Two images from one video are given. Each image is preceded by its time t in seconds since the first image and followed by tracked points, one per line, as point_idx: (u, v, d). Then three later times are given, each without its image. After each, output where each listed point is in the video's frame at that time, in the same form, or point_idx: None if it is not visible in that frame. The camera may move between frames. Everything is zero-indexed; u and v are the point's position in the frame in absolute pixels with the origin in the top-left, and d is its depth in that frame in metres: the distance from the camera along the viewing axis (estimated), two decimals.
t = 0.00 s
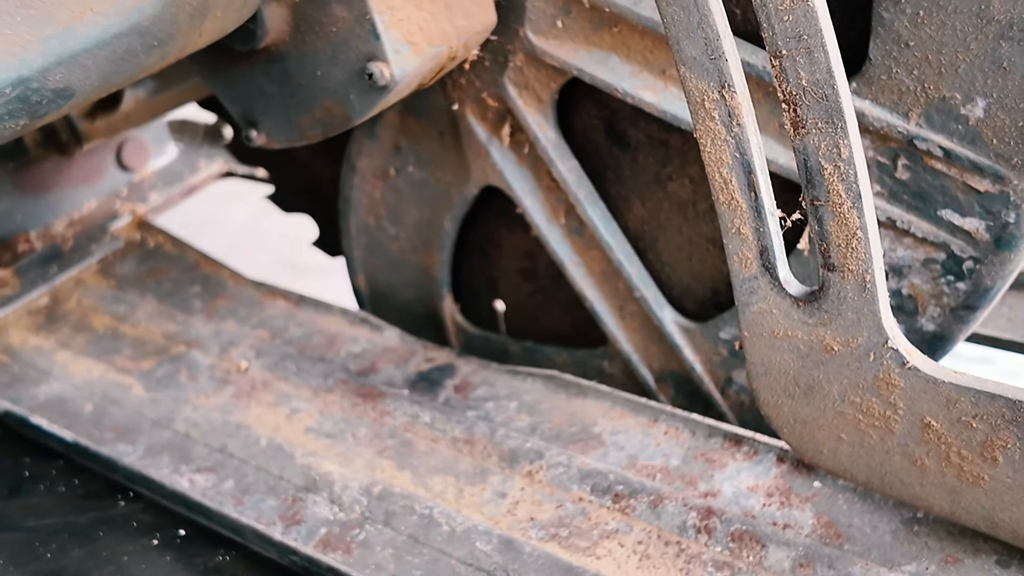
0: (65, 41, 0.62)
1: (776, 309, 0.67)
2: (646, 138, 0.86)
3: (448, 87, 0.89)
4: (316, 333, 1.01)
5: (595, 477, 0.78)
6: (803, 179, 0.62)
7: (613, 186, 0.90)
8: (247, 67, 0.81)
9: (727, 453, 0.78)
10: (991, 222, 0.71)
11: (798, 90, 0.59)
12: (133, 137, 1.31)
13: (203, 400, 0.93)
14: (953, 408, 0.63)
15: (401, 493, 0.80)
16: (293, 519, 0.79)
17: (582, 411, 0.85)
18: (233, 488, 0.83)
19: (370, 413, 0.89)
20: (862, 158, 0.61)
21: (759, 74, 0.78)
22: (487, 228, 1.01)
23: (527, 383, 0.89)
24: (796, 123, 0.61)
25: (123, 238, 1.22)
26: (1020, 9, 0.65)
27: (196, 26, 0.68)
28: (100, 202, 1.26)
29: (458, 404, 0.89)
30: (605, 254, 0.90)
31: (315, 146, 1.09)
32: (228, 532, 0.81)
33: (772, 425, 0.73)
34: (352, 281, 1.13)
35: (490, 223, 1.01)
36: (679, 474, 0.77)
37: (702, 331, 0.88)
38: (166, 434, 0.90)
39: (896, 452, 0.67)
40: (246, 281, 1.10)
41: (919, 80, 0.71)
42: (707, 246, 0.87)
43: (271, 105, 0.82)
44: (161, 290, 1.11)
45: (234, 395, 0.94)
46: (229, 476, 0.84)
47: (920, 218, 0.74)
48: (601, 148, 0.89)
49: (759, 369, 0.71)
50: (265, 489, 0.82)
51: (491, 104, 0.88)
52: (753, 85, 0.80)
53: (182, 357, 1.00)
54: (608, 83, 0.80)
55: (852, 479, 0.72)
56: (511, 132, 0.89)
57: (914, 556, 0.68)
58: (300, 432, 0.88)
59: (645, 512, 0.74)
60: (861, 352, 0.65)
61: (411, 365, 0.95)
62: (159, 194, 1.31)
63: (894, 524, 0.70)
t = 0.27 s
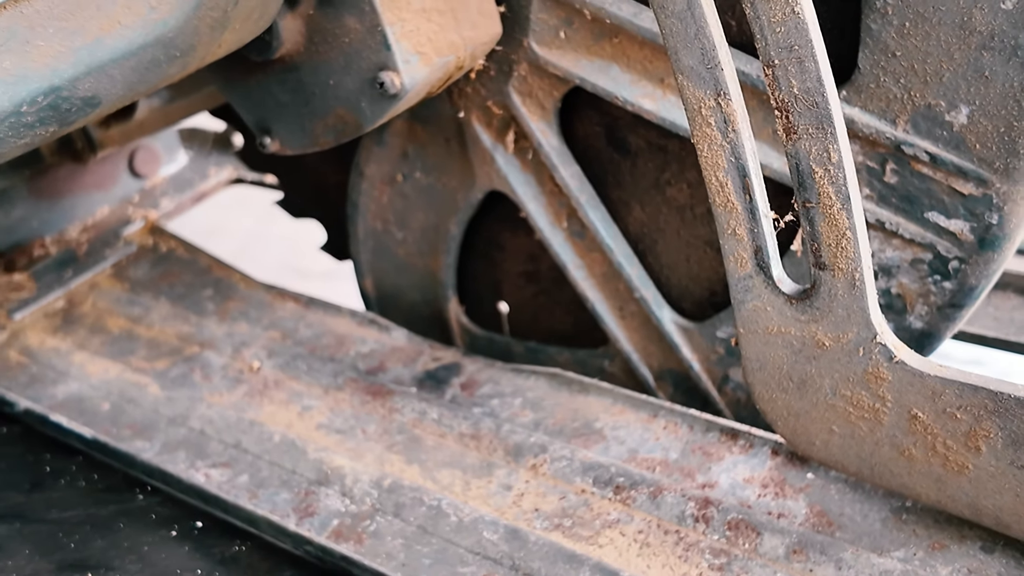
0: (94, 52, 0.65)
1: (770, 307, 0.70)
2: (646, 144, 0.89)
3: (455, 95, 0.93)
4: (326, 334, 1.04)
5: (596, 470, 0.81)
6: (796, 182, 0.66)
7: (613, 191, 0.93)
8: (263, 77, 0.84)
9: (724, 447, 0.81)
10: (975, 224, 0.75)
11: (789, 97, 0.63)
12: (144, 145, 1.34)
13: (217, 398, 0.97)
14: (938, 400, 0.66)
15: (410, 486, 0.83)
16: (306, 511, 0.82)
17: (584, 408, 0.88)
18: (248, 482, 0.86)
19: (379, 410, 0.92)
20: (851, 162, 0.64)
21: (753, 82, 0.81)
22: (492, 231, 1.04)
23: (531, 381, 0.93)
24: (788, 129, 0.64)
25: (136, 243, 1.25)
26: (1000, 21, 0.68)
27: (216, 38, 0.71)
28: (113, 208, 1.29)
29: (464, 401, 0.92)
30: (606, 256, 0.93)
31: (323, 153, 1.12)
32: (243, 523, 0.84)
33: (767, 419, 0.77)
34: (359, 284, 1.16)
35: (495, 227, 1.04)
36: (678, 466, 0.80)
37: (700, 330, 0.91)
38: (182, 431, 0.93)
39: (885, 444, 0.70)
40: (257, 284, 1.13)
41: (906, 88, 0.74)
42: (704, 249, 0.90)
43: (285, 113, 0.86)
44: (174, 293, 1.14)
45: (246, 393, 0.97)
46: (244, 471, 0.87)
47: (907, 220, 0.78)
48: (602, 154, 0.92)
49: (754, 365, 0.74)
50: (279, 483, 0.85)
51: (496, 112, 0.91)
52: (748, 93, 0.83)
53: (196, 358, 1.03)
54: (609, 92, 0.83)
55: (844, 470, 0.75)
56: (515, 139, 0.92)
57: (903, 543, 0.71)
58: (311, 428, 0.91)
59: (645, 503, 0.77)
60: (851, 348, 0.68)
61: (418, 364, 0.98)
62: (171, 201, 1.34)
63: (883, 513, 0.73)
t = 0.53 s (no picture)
0: (114, 60, 0.67)
1: (766, 306, 0.73)
2: (645, 149, 0.92)
3: (460, 102, 0.95)
4: (333, 335, 1.06)
5: (598, 466, 0.83)
6: (790, 185, 0.68)
7: (614, 195, 0.96)
8: (273, 84, 0.87)
9: (721, 443, 0.84)
10: (964, 226, 0.77)
11: (784, 103, 0.65)
12: (152, 151, 1.36)
13: (227, 397, 0.99)
14: (929, 395, 0.69)
15: (417, 481, 0.85)
16: (315, 506, 0.84)
17: (585, 406, 0.90)
18: (258, 478, 0.88)
19: (385, 408, 0.94)
20: (843, 165, 0.67)
21: (749, 89, 0.84)
22: (495, 235, 1.07)
23: (533, 380, 0.95)
24: (783, 134, 0.67)
25: (145, 247, 1.28)
26: (987, 30, 0.71)
27: (229, 46, 0.74)
28: (122, 213, 1.31)
29: (468, 399, 0.94)
30: (606, 258, 0.95)
31: (329, 159, 1.15)
32: (254, 518, 0.86)
33: (764, 415, 0.79)
34: (365, 287, 1.18)
35: (498, 230, 1.06)
36: (677, 462, 0.82)
37: (698, 330, 0.94)
38: (193, 429, 0.95)
39: (878, 438, 0.73)
40: (264, 287, 1.16)
41: (897, 94, 0.77)
42: (702, 251, 0.93)
43: (295, 119, 0.88)
44: (183, 295, 1.17)
45: (256, 392, 0.99)
46: (254, 468, 0.89)
47: (899, 222, 0.80)
48: (603, 159, 0.95)
49: (751, 362, 0.76)
50: (288, 479, 0.87)
51: (500, 118, 0.94)
52: (745, 100, 0.86)
53: (206, 358, 1.05)
54: (610, 98, 0.85)
55: (838, 464, 0.77)
56: (518, 144, 0.95)
57: (895, 535, 0.73)
58: (319, 426, 0.93)
59: (645, 497, 0.80)
60: (844, 345, 0.71)
61: (424, 364, 1.00)
62: (179, 206, 1.37)
63: (876, 506, 0.75)
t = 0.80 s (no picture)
0: (138, 68, 0.70)
1: (765, 305, 0.75)
2: (647, 154, 0.95)
3: (467, 108, 0.98)
4: (342, 336, 1.09)
5: (602, 461, 0.86)
6: (788, 189, 0.71)
7: (616, 199, 0.99)
8: (286, 92, 0.89)
9: (721, 439, 0.86)
10: (955, 228, 0.79)
11: (782, 110, 0.68)
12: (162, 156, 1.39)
13: (239, 397, 1.01)
14: (921, 391, 0.71)
15: (427, 477, 0.87)
16: (327, 501, 0.86)
17: (589, 404, 0.93)
18: (270, 474, 0.90)
19: (394, 406, 0.97)
20: (839, 169, 0.69)
21: (747, 96, 0.86)
22: (499, 238, 1.09)
23: (538, 379, 0.98)
24: (781, 139, 0.69)
25: (156, 251, 1.30)
26: (977, 40, 0.73)
27: (246, 55, 0.77)
28: (133, 217, 1.34)
29: (475, 398, 0.97)
30: (609, 260, 0.98)
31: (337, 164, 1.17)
32: (267, 512, 0.88)
33: (763, 411, 0.81)
34: (372, 289, 1.21)
35: (502, 234, 1.09)
36: (679, 457, 0.85)
37: (698, 330, 0.96)
38: (207, 427, 0.98)
39: (873, 433, 0.75)
40: (274, 289, 1.18)
41: (890, 101, 0.80)
42: (702, 253, 0.95)
43: (307, 125, 0.91)
44: (194, 298, 1.19)
45: (267, 392, 1.02)
46: (267, 464, 0.92)
47: (893, 225, 0.83)
48: (605, 164, 0.97)
49: (750, 360, 0.79)
50: (300, 475, 0.90)
51: (506, 124, 0.97)
52: (743, 106, 0.88)
53: (218, 359, 1.08)
54: (613, 105, 0.88)
55: (834, 458, 0.79)
56: (523, 149, 0.98)
57: (889, 526, 0.75)
58: (330, 424, 0.96)
59: (648, 491, 0.82)
60: (840, 343, 0.73)
61: (431, 364, 1.03)
62: (189, 210, 1.39)
63: (871, 499, 0.78)
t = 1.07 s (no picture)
0: (170, 78, 0.73)
1: (766, 304, 0.79)
2: (652, 160, 0.98)
3: (478, 116, 1.02)
4: (356, 336, 1.12)
5: (610, 455, 0.89)
6: (789, 192, 0.74)
7: (622, 203, 1.02)
8: (306, 100, 0.93)
9: (724, 433, 0.89)
10: (948, 230, 0.83)
11: (783, 117, 0.72)
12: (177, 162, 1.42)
13: (258, 394, 1.05)
14: (916, 385, 0.75)
15: (441, 470, 0.91)
16: (345, 493, 0.90)
17: (597, 400, 0.96)
18: (290, 468, 0.94)
19: (408, 403, 1.00)
20: (837, 174, 0.73)
21: (750, 104, 0.90)
22: (508, 241, 1.13)
23: (547, 377, 1.01)
24: (782, 144, 0.73)
25: (173, 254, 1.34)
26: (968, 50, 0.77)
27: (270, 65, 0.80)
28: (149, 222, 1.37)
29: (486, 395, 1.00)
30: (615, 263, 1.01)
31: (351, 170, 1.21)
32: (288, 504, 0.91)
33: (765, 406, 0.85)
34: (384, 291, 1.24)
35: (511, 237, 1.12)
36: (684, 451, 0.88)
37: (701, 329, 0.99)
38: (227, 424, 1.01)
39: (870, 426, 0.79)
40: (289, 291, 1.22)
41: (886, 109, 0.83)
42: (705, 255, 0.99)
43: (325, 132, 0.95)
44: (211, 300, 1.23)
45: (284, 390, 1.05)
46: (286, 459, 0.95)
47: (888, 227, 0.86)
48: (612, 170, 1.01)
49: (752, 357, 0.82)
50: (318, 469, 0.93)
51: (516, 131, 1.00)
52: (746, 113, 0.92)
53: (236, 358, 1.11)
54: (620, 113, 0.92)
55: (833, 451, 0.83)
56: (533, 155, 1.01)
57: (886, 515, 0.79)
58: (346, 421, 0.99)
59: (654, 483, 0.86)
60: (838, 339, 0.77)
61: (443, 363, 1.06)
62: (204, 215, 1.43)
63: (869, 490, 0.81)
